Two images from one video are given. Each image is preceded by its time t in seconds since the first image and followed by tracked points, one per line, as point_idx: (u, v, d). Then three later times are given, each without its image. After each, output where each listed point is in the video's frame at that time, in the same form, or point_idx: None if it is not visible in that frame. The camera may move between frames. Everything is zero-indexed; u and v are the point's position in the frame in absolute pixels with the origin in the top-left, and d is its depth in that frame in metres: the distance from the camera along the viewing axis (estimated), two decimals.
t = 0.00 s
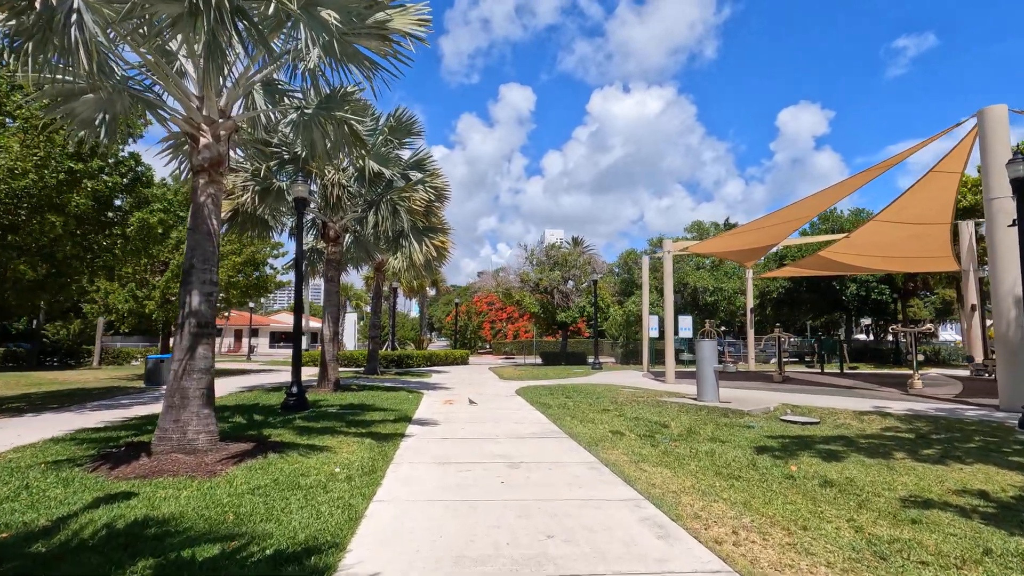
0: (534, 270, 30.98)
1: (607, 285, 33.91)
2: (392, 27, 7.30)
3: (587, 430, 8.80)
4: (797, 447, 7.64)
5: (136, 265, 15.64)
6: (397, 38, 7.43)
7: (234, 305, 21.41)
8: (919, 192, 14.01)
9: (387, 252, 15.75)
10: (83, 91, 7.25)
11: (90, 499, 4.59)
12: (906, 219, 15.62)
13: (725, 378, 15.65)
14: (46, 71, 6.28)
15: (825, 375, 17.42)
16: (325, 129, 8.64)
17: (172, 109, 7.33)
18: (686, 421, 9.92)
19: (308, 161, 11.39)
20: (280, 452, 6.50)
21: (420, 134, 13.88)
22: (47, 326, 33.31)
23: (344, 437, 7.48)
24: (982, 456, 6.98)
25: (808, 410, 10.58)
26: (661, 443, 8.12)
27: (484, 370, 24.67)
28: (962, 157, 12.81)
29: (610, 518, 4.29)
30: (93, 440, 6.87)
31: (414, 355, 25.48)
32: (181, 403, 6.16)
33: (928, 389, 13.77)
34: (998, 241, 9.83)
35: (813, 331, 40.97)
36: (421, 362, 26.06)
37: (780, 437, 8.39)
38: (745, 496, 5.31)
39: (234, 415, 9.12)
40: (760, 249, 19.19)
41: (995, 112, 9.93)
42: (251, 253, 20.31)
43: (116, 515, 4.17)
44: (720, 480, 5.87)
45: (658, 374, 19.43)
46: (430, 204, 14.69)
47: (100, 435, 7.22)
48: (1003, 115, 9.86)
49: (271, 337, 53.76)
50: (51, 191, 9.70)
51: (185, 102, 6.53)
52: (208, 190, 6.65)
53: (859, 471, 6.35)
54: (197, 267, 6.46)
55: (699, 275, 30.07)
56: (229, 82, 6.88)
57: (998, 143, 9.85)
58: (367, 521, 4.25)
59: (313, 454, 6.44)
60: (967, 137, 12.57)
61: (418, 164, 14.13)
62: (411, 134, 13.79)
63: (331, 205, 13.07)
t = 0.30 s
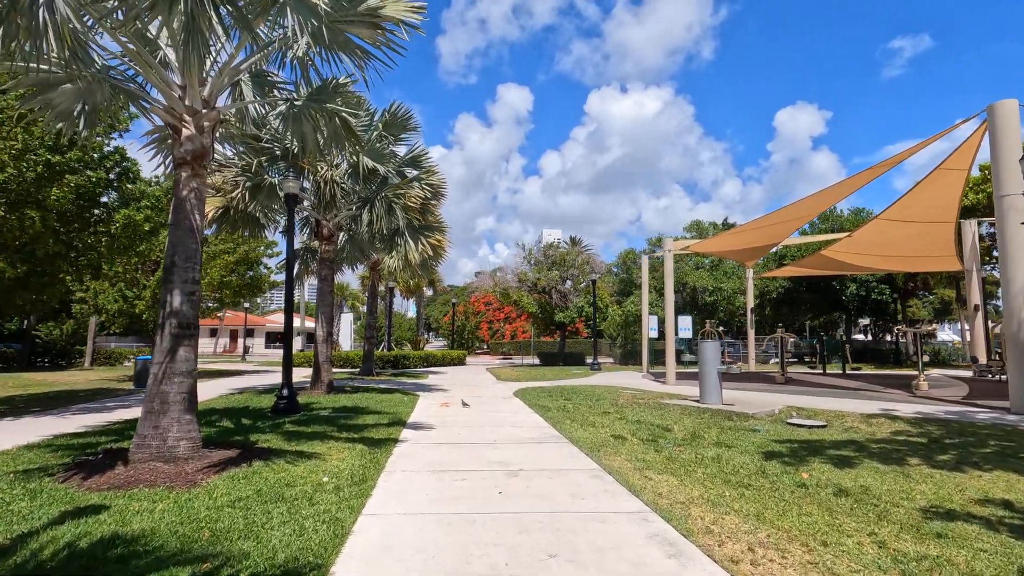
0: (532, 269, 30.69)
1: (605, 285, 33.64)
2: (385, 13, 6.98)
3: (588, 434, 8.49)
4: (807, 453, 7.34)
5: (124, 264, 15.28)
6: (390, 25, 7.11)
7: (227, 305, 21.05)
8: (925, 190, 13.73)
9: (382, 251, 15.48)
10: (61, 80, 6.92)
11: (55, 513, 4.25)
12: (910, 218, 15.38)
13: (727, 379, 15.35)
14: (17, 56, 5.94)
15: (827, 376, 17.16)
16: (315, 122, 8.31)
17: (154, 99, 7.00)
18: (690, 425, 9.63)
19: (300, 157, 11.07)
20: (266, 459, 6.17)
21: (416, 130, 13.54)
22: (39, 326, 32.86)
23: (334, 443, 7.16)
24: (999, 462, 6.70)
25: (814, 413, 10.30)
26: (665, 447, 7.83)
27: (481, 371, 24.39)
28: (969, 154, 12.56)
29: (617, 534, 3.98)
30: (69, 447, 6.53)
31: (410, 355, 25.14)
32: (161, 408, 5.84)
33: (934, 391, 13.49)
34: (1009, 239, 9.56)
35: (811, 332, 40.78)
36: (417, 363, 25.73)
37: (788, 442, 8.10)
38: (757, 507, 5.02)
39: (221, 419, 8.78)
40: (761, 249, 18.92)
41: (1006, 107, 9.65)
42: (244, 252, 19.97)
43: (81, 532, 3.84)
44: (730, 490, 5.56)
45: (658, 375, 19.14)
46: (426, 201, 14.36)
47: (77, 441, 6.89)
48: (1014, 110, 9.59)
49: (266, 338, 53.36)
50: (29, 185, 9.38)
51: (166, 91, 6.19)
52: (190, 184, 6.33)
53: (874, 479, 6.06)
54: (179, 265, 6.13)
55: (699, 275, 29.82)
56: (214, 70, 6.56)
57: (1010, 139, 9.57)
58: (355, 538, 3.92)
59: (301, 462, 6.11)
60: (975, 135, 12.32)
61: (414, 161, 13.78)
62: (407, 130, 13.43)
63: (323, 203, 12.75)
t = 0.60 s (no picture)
0: (530, 268, 30.39)
1: (604, 284, 33.38)
2: None
3: (590, 436, 8.21)
4: (819, 455, 7.07)
5: (114, 261, 14.96)
6: (386, 10, 6.81)
7: (221, 305, 20.71)
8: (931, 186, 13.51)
9: (378, 249, 15.36)
10: (40, 66, 6.60)
11: (23, 524, 3.94)
12: (915, 215, 15.15)
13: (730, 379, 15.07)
14: None
15: (831, 375, 16.90)
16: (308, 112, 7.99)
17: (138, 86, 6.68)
18: (694, 426, 9.36)
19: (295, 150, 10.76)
20: (254, 464, 5.87)
21: (412, 124, 13.22)
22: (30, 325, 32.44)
23: (327, 446, 6.86)
24: (1020, 465, 6.44)
25: (822, 414, 10.03)
26: (671, 450, 7.54)
27: (479, 371, 24.13)
28: (977, 150, 12.31)
29: (628, 547, 3.69)
30: (48, 450, 6.22)
31: (407, 355, 24.83)
32: (143, 410, 5.53)
33: (941, 391, 13.26)
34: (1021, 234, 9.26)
35: (811, 331, 40.58)
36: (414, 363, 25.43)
37: (797, 444, 7.84)
38: (773, 515, 4.73)
39: (210, 421, 8.47)
40: (763, 247, 18.60)
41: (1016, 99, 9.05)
42: (238, 250, 19.65)
43: (46, 546, 3.53)
44: (743, 495, 5.28)
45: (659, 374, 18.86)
46: (423, 197, 14.05)
47: (57, 445, 6.58)
48: None
49: (263, 338, 52.96)
50: (12, 177, 9.19)
51: (149, 77, 5.87)
52: (175, 174, 6.01)
53: (891, 483, 5.80)
54: (162, 259, 5.82)
55: (698, 274, 29.59)
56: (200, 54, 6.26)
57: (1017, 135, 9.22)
58: (345, 551, 3.63)
59: (291, 466, 5.81)
60: (984, 129, 12.06)
61: (410, 156, 13.47)
62: (403, 124, 13.12)
63: (318, 197, 12.43)
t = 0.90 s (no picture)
0: (529, 268, 30.09)
1: (604, 284, 33.09)
2: None
3: (592, 441, 7.91)
4: (830, 462, 6.79)
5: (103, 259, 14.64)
6: None
7: (215, 305, 20.38)
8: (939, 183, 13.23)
9: (374, 248, 15.01)
10: (15, 54, 6.29)
11: None
12: (921, 213, 14.88)
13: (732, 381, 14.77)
14: None
15: (834, 377, 16.66)
16: (297, 103, 7.70)
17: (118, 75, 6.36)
18: (699, 430, 9.07)
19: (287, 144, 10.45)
20: (239, 472, 5.57)
21: (408, 120, 12.88)
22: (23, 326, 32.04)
23: (317, 452, 6.56)
24: None
25: (829, 418, 9.75)
26: (676, 457, 7.24)
27: (477, 372, 23.84)
28: (986, 147, 12.02)
29: (638, 568, 3.39)
30: (23, 458, 5.92)
31: (404, 356, 24.52)
32: (119, 417, 5.23)
33: (949, 393, 12.99)
34: None
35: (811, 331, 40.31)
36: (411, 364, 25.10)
37: (807, 450, 7.56)
38: (790, 529, 4.44)
39: (198, 427, 8.15)
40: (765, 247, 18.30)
41: None
42: (233, 249, 19.34)
43: None
44: (756, 508, 4.99)
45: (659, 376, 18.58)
46: (420, 195, 13.72)
47: (33, 451, 6.28)
48: None
49: (259, 338, 52.55)
50: None
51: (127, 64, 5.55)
52: (156, 167, 5.70)
53: (909, 493, 5.51)
54: (141, 256, 5.51)
55: (698, 274, 29.32)
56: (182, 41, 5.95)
57: None
58: (328, 572, 3.33)
59: (277, 475, 5.50)
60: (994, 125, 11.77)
61: (406, 153, 13.14)
62: (399, 120, 12.80)
63: (312, 194, 12.14)
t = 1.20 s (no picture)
0: (528, 267, 29.79)
1: (604, 283, 32.81)
2: None
3: (592, 444, 7.63)
4: (842, 468, 6.50)
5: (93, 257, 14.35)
6: None
7: (210, 304, 20.08)
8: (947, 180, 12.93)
9: (370, 245, 14.72)
10: None
11: None
12: (929, 210, 14.58)
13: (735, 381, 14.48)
14: None
15: (838, 377, 16.38)
16: (286, 92, 7.42)
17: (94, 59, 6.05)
18: (703, 432, 8.78)
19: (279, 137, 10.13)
20: (220, 477, 5.27)
21: (404, 114, 12.56)
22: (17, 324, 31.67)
23: (305, 456, 6.26)
24: None
25: (836, 420, 9.46)
26: (680, 460, 6.95)
27: (475, 372, 23.56)
28: (996, 142, 11.72)
29: None
30: None
31: (402, 356, 24.22)
32: (91, 420, 4.93)
33: (957, 394, 12.69)
34: None
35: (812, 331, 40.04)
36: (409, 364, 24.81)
37: (816, 453, 7.28)
38: (806, 541, 4.16)
39: (183, 429, 7.84)
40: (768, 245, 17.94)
41: None
42: (228, 248, 19.06)
43: None
44: (767, 517, 4.70)
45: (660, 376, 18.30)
46: (417, 191, 13.41)
47: (6, 455, 5.99)
48: None
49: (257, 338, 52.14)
50: None
51: (102, 45, 5.23)
52: (133, 156, 5.41)
53: (929, 501, 5.22)
54: (117, 249, 5.21)
55: (699, 273, 29.06)
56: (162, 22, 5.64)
57: None
58: None
59: (260, 481, 5.20)
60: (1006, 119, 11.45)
61: (402, 148, 12.83)
62: (395, 114, 12.49)
63: (305, 189, 11.84)
